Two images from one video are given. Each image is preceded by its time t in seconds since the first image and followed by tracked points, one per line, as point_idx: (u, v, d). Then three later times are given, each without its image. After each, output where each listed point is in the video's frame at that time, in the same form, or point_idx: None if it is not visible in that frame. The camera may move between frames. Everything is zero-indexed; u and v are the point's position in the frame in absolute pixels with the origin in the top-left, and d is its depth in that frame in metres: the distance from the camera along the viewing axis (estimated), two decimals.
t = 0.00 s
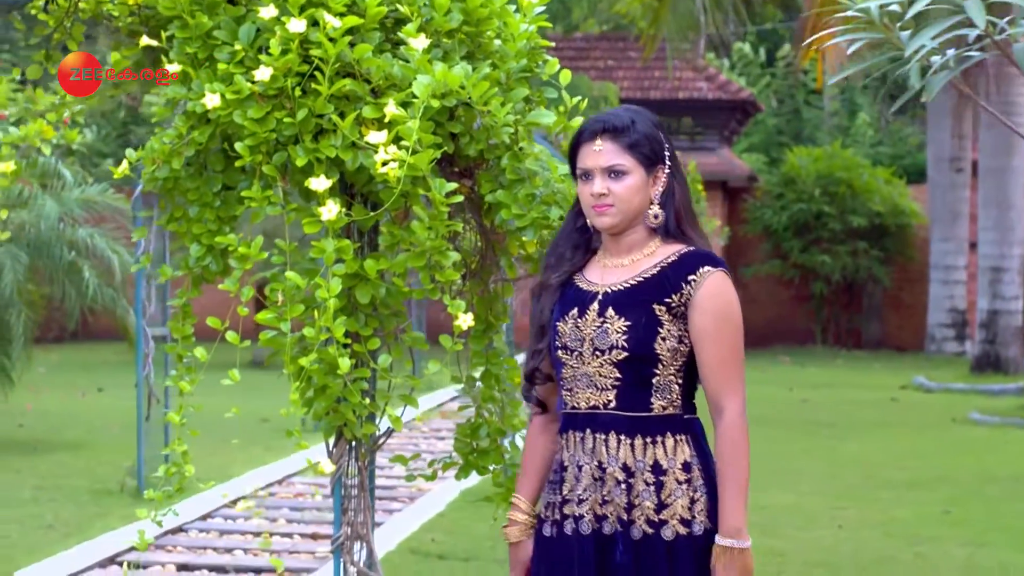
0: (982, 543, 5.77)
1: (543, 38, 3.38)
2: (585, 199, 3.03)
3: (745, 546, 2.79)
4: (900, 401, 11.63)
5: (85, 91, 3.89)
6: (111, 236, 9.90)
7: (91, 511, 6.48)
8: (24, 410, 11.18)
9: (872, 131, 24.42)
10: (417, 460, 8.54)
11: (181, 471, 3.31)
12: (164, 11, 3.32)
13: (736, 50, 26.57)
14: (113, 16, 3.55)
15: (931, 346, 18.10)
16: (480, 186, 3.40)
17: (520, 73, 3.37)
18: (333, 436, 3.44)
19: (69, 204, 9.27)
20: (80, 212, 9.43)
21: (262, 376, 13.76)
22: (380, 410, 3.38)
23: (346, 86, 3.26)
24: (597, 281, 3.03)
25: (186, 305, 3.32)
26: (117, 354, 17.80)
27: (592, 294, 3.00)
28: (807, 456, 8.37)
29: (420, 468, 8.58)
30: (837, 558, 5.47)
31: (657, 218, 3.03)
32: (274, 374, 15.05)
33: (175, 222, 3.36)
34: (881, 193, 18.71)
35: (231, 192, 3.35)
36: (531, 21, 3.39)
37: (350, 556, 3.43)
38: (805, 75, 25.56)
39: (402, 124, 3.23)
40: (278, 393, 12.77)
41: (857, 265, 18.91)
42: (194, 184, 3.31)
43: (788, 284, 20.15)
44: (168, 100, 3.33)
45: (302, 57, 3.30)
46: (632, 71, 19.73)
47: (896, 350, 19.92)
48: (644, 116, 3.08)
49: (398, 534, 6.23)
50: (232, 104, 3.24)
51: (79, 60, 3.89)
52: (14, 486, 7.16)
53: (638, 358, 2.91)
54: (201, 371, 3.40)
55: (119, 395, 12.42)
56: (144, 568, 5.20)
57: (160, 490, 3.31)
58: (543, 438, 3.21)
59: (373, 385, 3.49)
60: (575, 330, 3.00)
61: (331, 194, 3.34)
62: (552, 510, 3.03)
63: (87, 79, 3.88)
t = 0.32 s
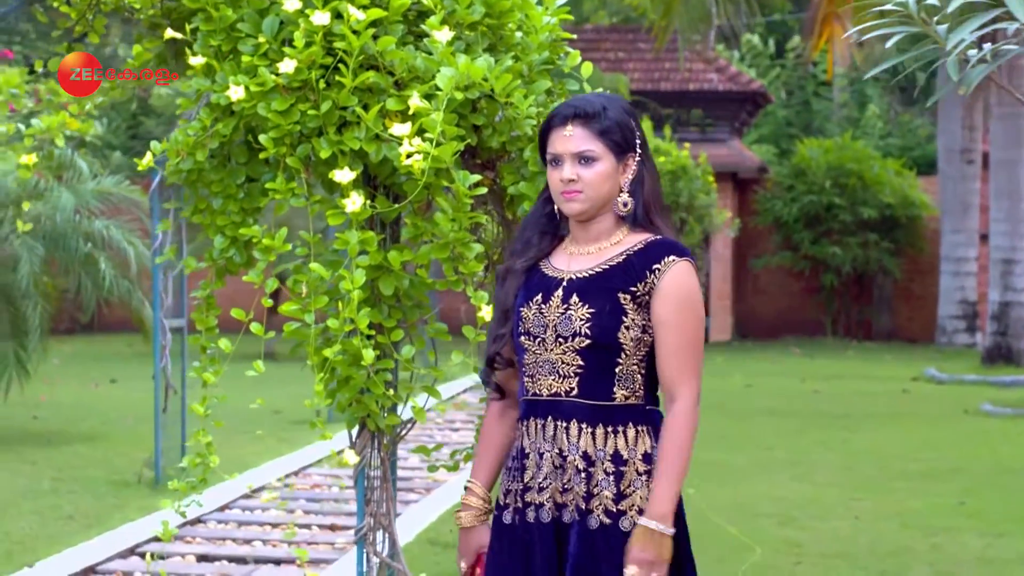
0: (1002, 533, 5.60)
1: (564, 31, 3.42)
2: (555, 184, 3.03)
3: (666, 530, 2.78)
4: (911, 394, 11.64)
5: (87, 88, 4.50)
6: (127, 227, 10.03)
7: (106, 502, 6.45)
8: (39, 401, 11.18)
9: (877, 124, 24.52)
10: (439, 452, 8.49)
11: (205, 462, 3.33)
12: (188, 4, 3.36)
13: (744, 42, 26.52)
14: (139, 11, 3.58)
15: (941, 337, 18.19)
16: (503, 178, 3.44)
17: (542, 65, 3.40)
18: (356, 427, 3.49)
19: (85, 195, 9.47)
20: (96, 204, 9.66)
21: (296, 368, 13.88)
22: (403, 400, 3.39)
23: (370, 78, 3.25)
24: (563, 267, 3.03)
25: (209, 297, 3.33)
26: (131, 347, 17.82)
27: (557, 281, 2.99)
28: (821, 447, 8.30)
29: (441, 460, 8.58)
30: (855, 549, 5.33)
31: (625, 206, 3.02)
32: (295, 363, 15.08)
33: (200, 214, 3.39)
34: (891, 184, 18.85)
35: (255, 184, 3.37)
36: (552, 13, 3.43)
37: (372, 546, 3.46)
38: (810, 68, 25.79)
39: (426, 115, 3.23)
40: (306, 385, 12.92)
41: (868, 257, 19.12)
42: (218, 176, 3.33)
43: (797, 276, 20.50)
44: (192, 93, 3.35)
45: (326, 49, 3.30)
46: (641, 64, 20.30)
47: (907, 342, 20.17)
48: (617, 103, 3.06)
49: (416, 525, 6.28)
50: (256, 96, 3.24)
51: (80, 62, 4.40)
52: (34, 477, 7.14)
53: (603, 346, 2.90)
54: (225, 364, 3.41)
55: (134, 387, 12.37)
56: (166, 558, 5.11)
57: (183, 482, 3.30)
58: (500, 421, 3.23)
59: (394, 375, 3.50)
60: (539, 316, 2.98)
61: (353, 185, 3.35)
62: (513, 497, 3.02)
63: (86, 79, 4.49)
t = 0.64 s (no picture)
0: (1017, 534, 5.60)
1: (586, 32, 3.48)
2: (544, 181, 2.78)
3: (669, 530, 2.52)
4: (925, 395, 11.70)
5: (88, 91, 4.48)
6: (143, 228, 10.03)
7: (124, 501, 6.46)
8: (54, 400, 11.20)
9: (889, 125, 24.69)
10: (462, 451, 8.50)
11: (227, 462, 3.34)
12: (211, 5, 3.43)
13: (756, 44, 26.32)
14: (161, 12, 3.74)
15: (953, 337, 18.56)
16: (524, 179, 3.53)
17: (563, 66, 3.44)
18: (378, 427, 3.52)
19: (102, 196, 9.55)
20: (113, 205, 9.74)
21: (315, 368, 13.93)
22: (423, 400, 3.41)
23: (392, 79, 3.28)
24: (556, 271, 2.75)
25: (231, 297, 3.35)
26: (145, 347, 17.89)
27: (552, 284, 2.72)
28: (839, 447, 8.32)
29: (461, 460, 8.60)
30: (870, 548, 5.31)
31: (616, 204, 2.77)
32: (319, 361, 15.09)
33: (221, 214, 3.42)
34: (903, 183, 19.16)
35: (277, 184, 3.41)
36: (574, 14, 3.50)
37: (394, 545, 3.49)
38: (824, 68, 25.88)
39: (448, 116, 3.25)
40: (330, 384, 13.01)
41: (881, 257, 19.42)
42: (240, 176, 3.37)
43: (810, 276, 20.92)
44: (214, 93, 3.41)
45: (348, 51, 3.32)
46: (654, 64, 20.62)
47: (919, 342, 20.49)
48: (610, 101, 2.82)
49: (434, 524, 6.25)
50: (278, 97, 3.27)
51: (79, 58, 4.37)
52: (51, 476, 7.16)
53: (602, 349, 2.64)
54: (247, 363, 3.44)
55: (149, 387, 12.37)
56: (184, 558, 5.09)
57: (205, 480, 3.33)
58: (495, 426, 3.00)
59: (416, 374, 3.51)
60: (535, 320, 2.71)
61: (375, 186, 3.38)
62: (514, 502, 2.76)
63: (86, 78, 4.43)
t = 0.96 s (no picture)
0: None
1: (594, 33, 3.60)
2: (526, 185, 2.83)
3: (701, 545, 2.64)
4: (931, 395, 11.75)
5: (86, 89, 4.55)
6: (150, 229, 10.02)
7: (133, 500, 6.50)
8: (60, 400, 11.20)
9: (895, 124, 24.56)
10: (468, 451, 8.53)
11: (237, 461, 3.48)
12: (222, 7, 3.61)
13: (760, 43, 26.56)
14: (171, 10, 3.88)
15: (959, 337, 18.81)
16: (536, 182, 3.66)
17: (573, 66, 3.55)
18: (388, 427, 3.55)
19: (109, 196, 9.58)
20: (120, 204, 9.77)
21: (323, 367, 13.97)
22: (430, 399, 3.41)
23: (402, 80, 3.43)
24: (537, 276, 2.82)
25: (242, 297, 3.52)
26: (150, 347, 17.86)
27: (530, 291, 2.79)
28: (845, 447, 8.36)
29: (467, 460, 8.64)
30: (878, 548, 5.33)
31: (598, 207, 2.82)
32: (326, 362, 15.09)
33: (231, 214, 3.59)
34: (908, 184, 19.44)
35: (287, 184, 3.57)
36: (583, 14, 3.63)
37: (402, 544, 3.51)
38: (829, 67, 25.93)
39: (458, 117, 3.33)
40: (338, 384, 13.06)
41: (886, 257, 19.68)
42: (250, 176, 3.54)
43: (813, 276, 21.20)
44: (226, 94, 3.57)
45: (359, 51, 3.49)
46: (658, 64, 20.72)
47: (923, 341, 20.74)
48: (590, 103, 2.87)
49: (443, 523, 6.28)
50: (289, 98, 3.43)
51: (78, 57, 4.41)
52: (59, 476, 7.17)
53: (578, 355, 2.70)
54: (258, 364, 3.58)
55: (153, 387, 12.39)
56: (193, 558, 5.08)
57: (215, 479, 3.43)
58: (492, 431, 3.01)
59: (426, 374, 3.52)
60: (513, 327, 2.77)
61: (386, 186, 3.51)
62: (501, 508, 2.84)
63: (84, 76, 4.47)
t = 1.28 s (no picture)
0: None
1: (605, 32, 3.62)
2: (499, 186, 2.77)
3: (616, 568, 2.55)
4: (941, 395, 11.75)
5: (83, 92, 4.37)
6: (161, 229, 10.00)
7: (144, 500, 6.49)
8: (71, 400, 11.21)
9: (904, 124, 24.53)
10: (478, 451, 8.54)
11: (248, 462, 3.48)
12: (233, 7, 3.62)
13: (770, 43, 26.58)
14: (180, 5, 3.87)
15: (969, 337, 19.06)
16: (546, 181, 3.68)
17: (584, 66, 3.59)
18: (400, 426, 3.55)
19: (120, 196, 9.53)
20: (131, 204, 9.77)
21: (336, 368, 13.97)
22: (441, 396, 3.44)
23: (413, 79, 3.44)
24: (504, 280, 2.78)
25: (254, 297, 3.53)
26: (163, 346, 17.88)
27: (494, 293, 2.75)
28: (856, 446, 8.36)
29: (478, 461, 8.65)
30: (889, 548, 5.33)
31: (572, 213, 2.77)
32: (338, 361, 15.10)
33: (243, 214, 3.59)
34: (919, 184, 19.63)
35: (298, 184, 3.60)
36: (594, 14, 3.64)
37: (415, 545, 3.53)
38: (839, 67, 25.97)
39: (469, 117, 3.35)
40: (350, 384, 13.09)
41: (897, 257, 19.95)
42: (262, 176, 3.55)
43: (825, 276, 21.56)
44: (237, 94, 3.59)
45: (370, 51, 3.51)
46: (668, 64, 20.76)
47: (933, 342, 21.17)
48: (569, 106, 2.80)
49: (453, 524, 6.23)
50: (300, 97, 3.44)
51: (78, 58, 4.22)
52: (71, 475, 7.17)
53: (533, 361, 2.66)
54: (269, 364, 3.60)
55: (166, 386, 12.37)
56: (204, 557, 5.09)
57: (227, 478, 3.45)
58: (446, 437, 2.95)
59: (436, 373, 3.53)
60: (472, 328, 2.74)
61: (397, 186, 3.51)
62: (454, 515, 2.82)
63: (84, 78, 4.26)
